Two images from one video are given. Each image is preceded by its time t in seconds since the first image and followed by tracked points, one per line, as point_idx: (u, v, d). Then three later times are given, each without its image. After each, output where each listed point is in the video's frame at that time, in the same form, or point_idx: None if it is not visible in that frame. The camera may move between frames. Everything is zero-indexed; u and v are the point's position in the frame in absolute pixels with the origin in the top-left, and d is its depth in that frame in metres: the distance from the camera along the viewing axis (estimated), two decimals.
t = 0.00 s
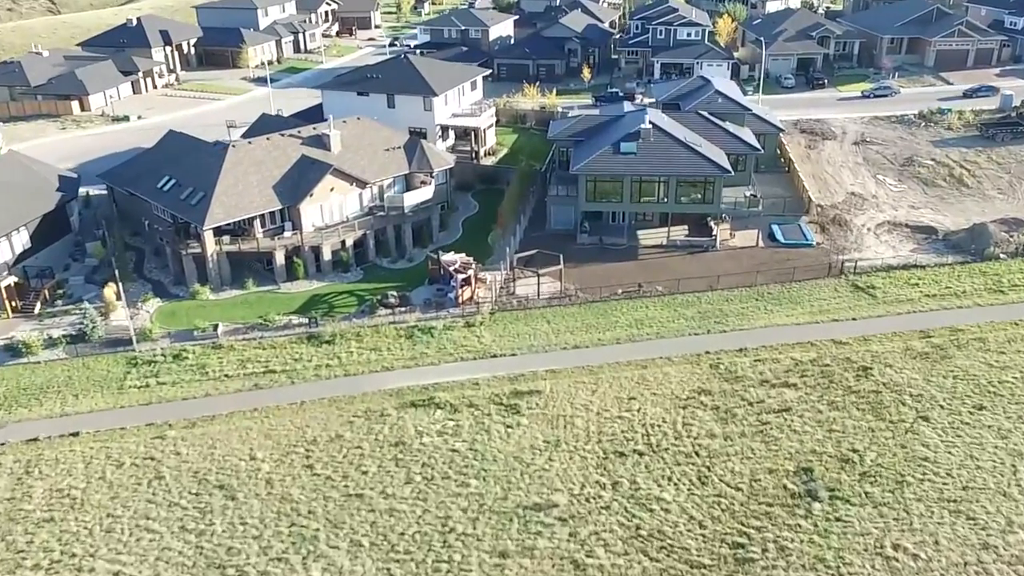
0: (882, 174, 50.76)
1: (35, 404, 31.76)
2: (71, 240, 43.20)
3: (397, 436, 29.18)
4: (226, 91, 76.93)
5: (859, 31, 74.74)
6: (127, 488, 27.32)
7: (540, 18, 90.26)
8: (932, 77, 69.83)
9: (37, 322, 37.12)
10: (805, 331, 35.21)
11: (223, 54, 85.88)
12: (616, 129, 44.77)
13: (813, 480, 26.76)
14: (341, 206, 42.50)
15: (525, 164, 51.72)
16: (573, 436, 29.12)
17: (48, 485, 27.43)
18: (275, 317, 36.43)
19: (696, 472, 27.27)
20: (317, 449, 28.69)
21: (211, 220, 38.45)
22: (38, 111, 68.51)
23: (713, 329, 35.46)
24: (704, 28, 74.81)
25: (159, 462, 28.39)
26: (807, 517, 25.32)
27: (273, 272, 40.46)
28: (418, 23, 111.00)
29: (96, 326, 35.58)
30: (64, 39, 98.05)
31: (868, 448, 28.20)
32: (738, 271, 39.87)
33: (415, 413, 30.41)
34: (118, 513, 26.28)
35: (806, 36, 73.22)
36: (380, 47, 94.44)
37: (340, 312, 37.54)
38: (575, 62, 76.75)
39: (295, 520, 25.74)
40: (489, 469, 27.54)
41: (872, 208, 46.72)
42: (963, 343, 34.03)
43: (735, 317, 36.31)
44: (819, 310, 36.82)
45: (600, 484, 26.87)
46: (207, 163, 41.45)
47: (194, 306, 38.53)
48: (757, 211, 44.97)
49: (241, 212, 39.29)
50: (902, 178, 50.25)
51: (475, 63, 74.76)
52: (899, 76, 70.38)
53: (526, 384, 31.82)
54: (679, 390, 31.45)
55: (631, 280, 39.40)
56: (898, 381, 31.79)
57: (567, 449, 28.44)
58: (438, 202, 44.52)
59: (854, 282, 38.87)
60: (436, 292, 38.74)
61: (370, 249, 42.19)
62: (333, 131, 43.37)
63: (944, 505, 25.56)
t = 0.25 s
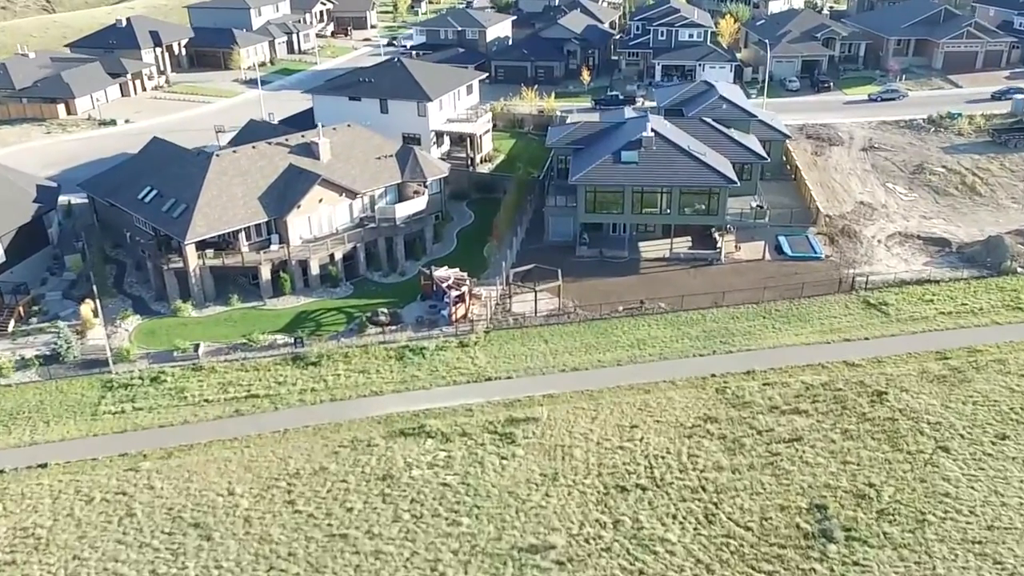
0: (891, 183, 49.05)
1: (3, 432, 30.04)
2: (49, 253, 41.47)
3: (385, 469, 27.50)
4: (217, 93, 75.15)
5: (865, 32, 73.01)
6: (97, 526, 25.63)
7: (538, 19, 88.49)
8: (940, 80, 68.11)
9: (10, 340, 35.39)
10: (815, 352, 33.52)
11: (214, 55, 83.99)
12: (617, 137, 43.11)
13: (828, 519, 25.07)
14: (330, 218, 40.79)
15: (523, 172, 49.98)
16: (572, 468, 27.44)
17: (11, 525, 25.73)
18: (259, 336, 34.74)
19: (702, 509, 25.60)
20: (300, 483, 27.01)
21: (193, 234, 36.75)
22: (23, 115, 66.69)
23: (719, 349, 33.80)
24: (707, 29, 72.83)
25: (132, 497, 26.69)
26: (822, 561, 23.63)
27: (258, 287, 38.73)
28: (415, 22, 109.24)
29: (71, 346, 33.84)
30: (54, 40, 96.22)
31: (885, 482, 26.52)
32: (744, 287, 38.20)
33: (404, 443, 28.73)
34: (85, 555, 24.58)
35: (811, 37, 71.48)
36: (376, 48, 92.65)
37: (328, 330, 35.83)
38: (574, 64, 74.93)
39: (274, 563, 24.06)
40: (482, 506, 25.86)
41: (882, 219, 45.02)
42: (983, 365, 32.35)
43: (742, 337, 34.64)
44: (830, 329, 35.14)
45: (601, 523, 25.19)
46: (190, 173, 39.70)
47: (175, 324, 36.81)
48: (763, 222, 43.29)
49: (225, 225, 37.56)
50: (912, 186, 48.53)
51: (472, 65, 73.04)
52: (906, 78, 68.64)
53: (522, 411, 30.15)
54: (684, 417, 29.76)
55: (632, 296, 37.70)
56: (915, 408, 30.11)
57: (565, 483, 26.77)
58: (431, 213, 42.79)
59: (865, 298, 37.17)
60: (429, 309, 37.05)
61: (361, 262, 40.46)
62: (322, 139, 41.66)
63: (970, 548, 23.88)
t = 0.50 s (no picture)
0: (901, 192, 47.38)
1: None
2: (25, 267, 39.75)
3: (370, 506, 25.86)
4: (207, 96, 73.35)
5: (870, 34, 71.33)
6: (62, 570, 23.98)
7: (536, 19, 86.73)
8: (948, 83, 66.42)
9: None
10: (826, 375, 31.87)
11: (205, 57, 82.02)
12: (616, 146, 41.46)
13: (844, 563, 23.43)
14: (318, 232, 39.11)
15: (519, 181, 48.27)
16: (570, 505, 25.79)
17: None
18: (241, 358, 33.07)
19: (709, 552, 23.98)
20: (280, 522, 25.35)
21: (172, 250, 35.06)
22: (7, 119, 64.88)
23: (724, 373, 32.18)
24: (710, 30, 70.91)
25: (100, 537, 25.03)
26: None
27: (242, 304, 37.03)
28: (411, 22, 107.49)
29: (43, 370, 32.12)
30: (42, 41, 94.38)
31: (904, 521, 24.87)
32: (749, 304, 36.54)
33: (391, 477, 27.07)
34: None
35: (815, 39, 69.79)
36: (370, 49, 90.88)
37: (314, 351, 34.15)
38: (572, 66, 73.33)
39: None
40: (474, 549, 24.22)
41: (892, 230, 43.36)
42: (1003, 390, 30.71)
43: (748, 359, 33.02)
44: (841, 350, 33.52)
45: (600, 567, 23.55)
46: (171, 185, 38.00)
47: (154, 344, 35.13)
48: (769, 234, 41.67)
49: (207, 240, 35.90)
50: (922, 195, 46.87)
51: (468, 67, 71.33)
52: (913, 81, 66.96)
53: (517, 440, 28.49)
54: (689, 447, 28.12)
55: (633, 314, 36.04)
56: (933, 437, 28.47)
57: (563, 522, 25.12)
58: (424, 226, 41.06)
59: (877, 316, 35.55)
60: (420, 329, 35.37)
61: (349, 277, 38.74)
62: (309, 149, 39.95)
63: None
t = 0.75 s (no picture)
0: (910, 201, 45.79)
1: None
2: None
3: (355, 548, 24.27)
4: (195, 99, 71.53)
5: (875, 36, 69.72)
6: None
7: (533, 20, 85.02)
8: (954, 86, 64.84)
9: None
10: (837, 401, 30.30)
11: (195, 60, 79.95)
12: (615, 156, 39.87)
13: None
14: (304, 247, 37.48)
15: (515, 191, 46.59)
16: (568, 547, 24.20)
17: None
18: (222, 383, 31.44)
19: None
20: (259, 567, 23.74)
21: (150, 268, 33.40)
22: None
23: (730, 398, 30.59)
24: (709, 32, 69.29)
25: None
26: None
27: (224, 324, 35.36)
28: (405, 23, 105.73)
29: (12, 396, 30.38)
30: (29, 42, 92.42)
31: (924, 566, 23.32)
32: (755, 323, 34.96)
33: (377, 515, 25.47)
34: None
35: (818, 41, 68.16)
36: (364, 50, 89.09)
37: (298, 375, 32.52)
38: (569, 69, 71.68)
39: None
40: None
41: (902, 242, 41.78)
42: None
43: (754, 383, 31.42)
44: (852, 373, 31.93)
45: None
46: (150, 199, 36.29)
47: (131, 366, 33.46)
48: (774, 247, 40.09)
49: (187, 257, 34.25)
50: (932, 205, 45.29)
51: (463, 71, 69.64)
52: (919, 85, 65.36)
53: (512, 474, 26.89)
54: (694, 482, 26.53)
55: (633, 334, 34.43)
56: (951, 469, 26.90)
57: (560, 566, 23.54)
58: (415, 239, 39.40)
59: (888, 336, 33.97)
60: (410, 350, 33.75)
61: (337, 294, 37.07)
62: (295, 159, 38.29)
63: None
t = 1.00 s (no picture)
0: (919, 213, 44.23)
1: None
2: None
3: None
4: (183, 104, 69.77)
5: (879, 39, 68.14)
6: None
7: (529, 22, 83.32)
8: (961, 91, 63.30)
9: None
10: (849, 430, 28.72)
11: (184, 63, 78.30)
12: (614, 167, 38.19)
13: None
14: (289, 264, 35.80)
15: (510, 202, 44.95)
16: None
17: None
18: (200, 412, 29.80)
19: None
20: None
21: (125, 288, 31.71)
22: None
23: (736, 427, 29.00)
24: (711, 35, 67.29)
25: None
26: None
27: (205, 346, 33.72)
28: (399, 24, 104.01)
29: None
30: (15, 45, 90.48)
31: None
32: (760, 345, 33.40)
33: (362, 559, 23.84)
34: None
35: (821, 44, 66.56)
36: (357, 53, 87.38)
37: (282, 402, 30.89)
38: (567, 73, 70.06)
39: None
40: None
41: (912, 256, 40.20)
42: None
43: (761, 410, 29.83)
44: (865, 399, 30.36)
45: None
46: (127, 214, 34.59)
47: (105, 392, 31.79)
48: (780, 262, 38.53)
49: (164, 276, 32.57)
50: (942, 217, 43.73)
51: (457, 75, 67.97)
52: (924, 89, 63.79)
53: (506, 513, 25.28)
54: (699, 522, 24.96)
55: (634, 357, 32.83)
56: (972, 507, 25.35)
57: None
58: (405, 254, 37.74)
59: (901, 359, 32.40)
60: (399, 374, 32.12)
61: (323, 314, 35.43)
62: (280, 171, 36.61)
63: None
